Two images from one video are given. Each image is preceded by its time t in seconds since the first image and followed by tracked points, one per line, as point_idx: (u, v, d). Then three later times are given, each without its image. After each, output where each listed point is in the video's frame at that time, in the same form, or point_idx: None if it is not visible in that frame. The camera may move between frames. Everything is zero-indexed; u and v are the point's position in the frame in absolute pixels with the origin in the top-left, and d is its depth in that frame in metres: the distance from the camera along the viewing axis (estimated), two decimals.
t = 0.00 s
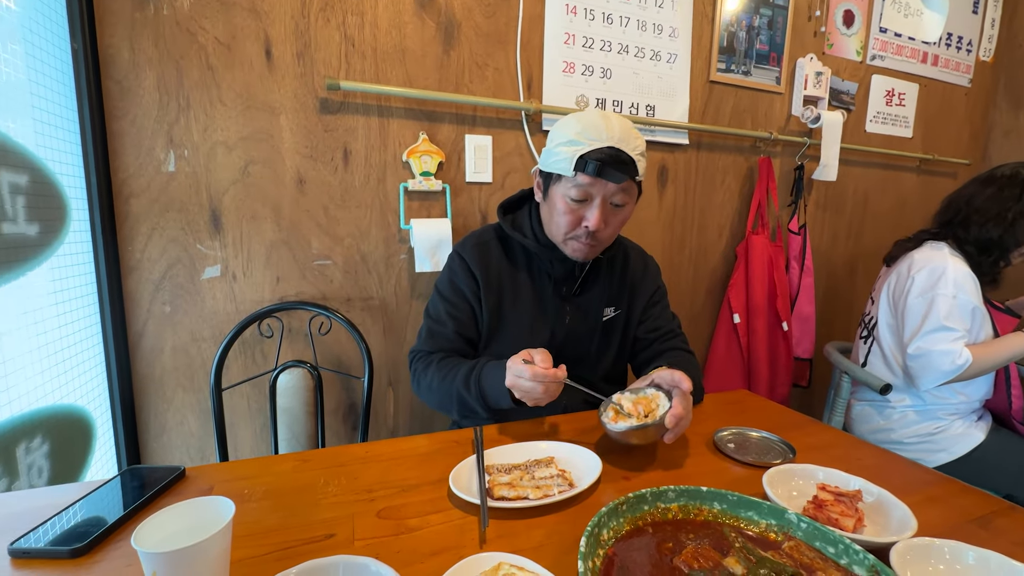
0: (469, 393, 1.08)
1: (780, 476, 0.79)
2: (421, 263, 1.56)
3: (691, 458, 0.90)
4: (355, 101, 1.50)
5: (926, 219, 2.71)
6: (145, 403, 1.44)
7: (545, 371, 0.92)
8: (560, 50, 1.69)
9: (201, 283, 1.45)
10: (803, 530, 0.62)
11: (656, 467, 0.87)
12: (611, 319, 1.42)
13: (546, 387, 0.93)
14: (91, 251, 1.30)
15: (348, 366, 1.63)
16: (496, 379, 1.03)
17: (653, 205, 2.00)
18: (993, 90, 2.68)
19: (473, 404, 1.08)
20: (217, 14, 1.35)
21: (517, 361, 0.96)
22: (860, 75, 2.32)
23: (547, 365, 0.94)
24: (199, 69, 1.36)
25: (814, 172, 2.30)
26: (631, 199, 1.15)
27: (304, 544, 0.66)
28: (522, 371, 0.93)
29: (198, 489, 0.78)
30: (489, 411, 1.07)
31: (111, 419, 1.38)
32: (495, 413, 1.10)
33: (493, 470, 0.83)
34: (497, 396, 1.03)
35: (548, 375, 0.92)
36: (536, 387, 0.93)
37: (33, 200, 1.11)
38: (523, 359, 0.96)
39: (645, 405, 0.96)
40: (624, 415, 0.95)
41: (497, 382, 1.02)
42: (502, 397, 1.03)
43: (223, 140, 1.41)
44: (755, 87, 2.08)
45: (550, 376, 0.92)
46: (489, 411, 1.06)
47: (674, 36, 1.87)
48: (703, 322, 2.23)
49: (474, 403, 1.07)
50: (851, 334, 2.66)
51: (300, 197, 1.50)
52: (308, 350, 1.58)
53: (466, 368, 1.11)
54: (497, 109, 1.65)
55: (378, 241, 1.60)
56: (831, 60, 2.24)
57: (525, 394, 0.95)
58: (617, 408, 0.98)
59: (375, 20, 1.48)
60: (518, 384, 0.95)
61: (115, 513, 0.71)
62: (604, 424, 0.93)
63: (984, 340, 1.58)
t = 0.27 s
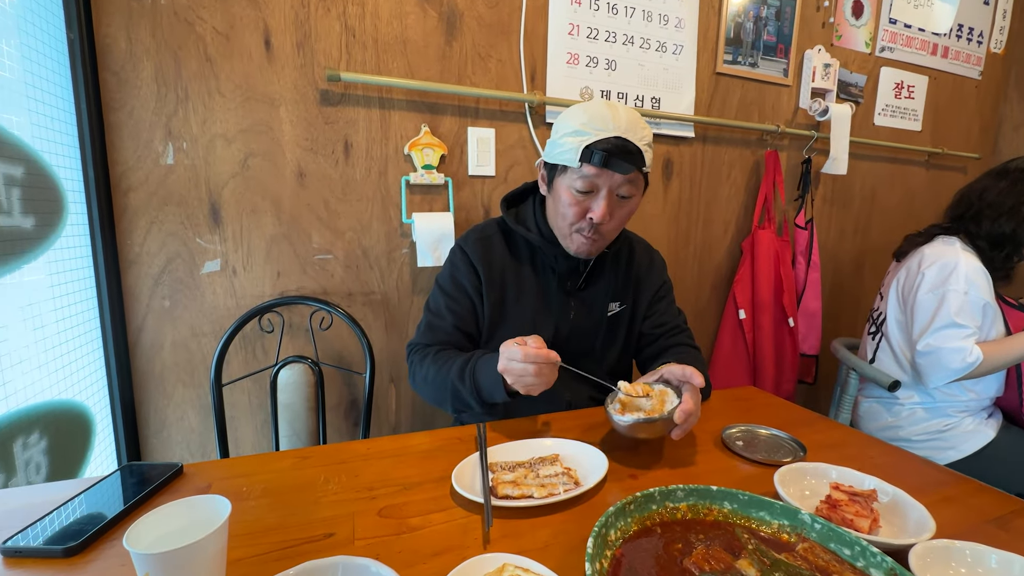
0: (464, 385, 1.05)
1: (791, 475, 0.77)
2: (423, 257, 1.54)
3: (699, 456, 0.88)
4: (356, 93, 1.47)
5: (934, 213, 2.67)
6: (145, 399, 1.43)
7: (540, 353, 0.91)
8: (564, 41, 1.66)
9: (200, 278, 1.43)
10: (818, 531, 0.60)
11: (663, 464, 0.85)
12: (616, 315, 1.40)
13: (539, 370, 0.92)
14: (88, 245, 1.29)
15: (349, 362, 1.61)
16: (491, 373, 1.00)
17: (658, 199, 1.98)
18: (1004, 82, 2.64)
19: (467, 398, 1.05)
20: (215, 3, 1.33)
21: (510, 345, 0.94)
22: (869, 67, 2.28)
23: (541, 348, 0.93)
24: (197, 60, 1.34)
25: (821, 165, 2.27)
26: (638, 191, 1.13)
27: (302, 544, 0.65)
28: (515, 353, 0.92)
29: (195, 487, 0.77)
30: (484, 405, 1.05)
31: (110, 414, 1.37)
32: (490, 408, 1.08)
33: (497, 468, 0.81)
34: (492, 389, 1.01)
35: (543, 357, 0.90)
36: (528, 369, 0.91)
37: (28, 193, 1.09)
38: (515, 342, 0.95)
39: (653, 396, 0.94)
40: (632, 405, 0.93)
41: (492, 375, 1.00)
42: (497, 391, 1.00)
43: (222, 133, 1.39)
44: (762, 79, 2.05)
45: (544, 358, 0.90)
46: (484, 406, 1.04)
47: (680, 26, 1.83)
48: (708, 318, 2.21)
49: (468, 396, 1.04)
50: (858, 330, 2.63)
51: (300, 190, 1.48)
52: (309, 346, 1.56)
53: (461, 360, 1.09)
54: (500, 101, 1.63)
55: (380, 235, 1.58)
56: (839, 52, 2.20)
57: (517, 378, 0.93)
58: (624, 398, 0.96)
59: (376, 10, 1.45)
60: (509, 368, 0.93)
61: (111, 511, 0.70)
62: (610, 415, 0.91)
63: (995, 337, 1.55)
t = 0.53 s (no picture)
0: (451, 370, 1.03)
1: (799, 474, 0.76)
2: (424, 253, 1.53)
3: (705, 454, 0.86)
4: (356, 86, 1.45)
5: (941, 209, 2.64)
6: (144, 395, 1.42)
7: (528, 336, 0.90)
8: (567, 34, 1.64)
9: (199, 273, 1.42)
10: (828, 533, 0.59)
11: (668, 463, 0.83)
12: (619, 313, 1.38)
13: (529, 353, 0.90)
14: (86, 240, 1.27)
15: (350, 358, 1.60)
16: (479, 359, 0.99)
17: (662, 194, 1.96)
18: (1013, 76, 2.60)
19: (455, 385, 1.04)
20: None
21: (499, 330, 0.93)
22: (876, 60, 2.25)
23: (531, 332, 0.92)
24: (195, 53, 1.32)
25: (827, 160, 2.24)
26: (642, 184, 1.11)
27: (300, 544, 0.63)
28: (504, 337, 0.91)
29: (192, 486, 0.76)
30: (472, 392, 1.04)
31: (110, 411, 1.36)
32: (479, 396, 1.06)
33: (499, 467, 0.79)
34: (476, 376, 1.00)
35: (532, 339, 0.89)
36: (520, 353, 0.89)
37: (24, 187, 1.08)
38: (502, 329, 0.93)
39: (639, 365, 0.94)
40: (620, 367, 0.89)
41: (480, 360, 0.99)
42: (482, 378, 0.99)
43: (220, 127, 1.37)
44: (767, 73, 2.02)
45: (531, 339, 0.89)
46: (472, 392, 1.02)
47: (684, 19, 1.81)
48: (712, 314, 2.19)
49: (456, 383, 1.03)
50: (863, 326, 2.61)
51: (300, 185, 1.46)
52: (309, 342, 1.55)
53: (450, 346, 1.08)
54: (502, 95, 1.61)
55: (380, 231, 1.56)
56: (846, 44, 2.16)
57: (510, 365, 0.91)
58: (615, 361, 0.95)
59: (376, 2, 1.43)
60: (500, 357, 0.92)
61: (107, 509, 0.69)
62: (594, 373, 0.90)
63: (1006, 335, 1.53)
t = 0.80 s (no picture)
0: (438, 340, 1.03)
1: (801, 472, 0.75)
2: (423, 249, 1.52)
3: (705, 451, 0.85)
4: (354, 81, 1.44)
5: (945, 204, 2.62)
6: (143, 392, 1.42)
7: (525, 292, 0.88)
8: (567, 27, 1.62)
9: (197, 269, 1.41)
10: (830, 531, 0.58)
11: (668, 460, 0.82)
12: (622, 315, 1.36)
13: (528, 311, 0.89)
14: (82, 236, 1.26)
15: (349, 355, 1.60)
16: (468, 324, 0.99)
17: (663, 189, 1.94)
18: (1018, 69, 2.57)
19: (443, 355, 1.03)
20: None
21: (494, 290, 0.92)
22: (880, 54, 2.23)
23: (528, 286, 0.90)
24: (191, 47, 1.31)
25: (830, 155, 2.22)
26: (649, 188, 1.09)
27: (294, 542, 0.63)
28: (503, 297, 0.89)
29: (188, 483, 0.75)
30: (460, 364, 1.03)
31: (107, 408, 1.36)
32: (467, 369, 1.05)
33: (497, 464, 0.79)
34: (466, 342, 0.99)
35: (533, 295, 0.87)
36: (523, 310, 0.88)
37: (18, 182, 1.07)
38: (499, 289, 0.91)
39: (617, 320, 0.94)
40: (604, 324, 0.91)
41: (470, 326, 0.99)
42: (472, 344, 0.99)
43: (217, 122, 1.36)
44: (770, 66, 2.00)
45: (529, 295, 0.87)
46: (459, 362, 1.02)
47: (686, 12, 1.79)
48: (713, 310, 2.18)
49: (444, 353, 1.02)
50: (865, 323, 2.60)
51: (298, 180, 1.45)
52: (308, 338, 1.54)
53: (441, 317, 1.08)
54: (502, 89, 1.59)
55: (379, 226, 1.55)
56: (849, 38, 2.14)
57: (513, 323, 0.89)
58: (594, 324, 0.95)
59: None
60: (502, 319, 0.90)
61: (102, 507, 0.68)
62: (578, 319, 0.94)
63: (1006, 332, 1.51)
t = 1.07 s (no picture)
0: (438, 326, 1.03)
1: (802, 471, 0.74)
2: (422, 246, 1.51)
3: (704, 450, 0.84)
4: (352, 76, 1.43)
5: (949, 200, 2.60)
6: (141, 389, 1.42)
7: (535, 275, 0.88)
8: (567, 22, 1.60)
9: (195, 267, 1.41)
10: (831, 532, 0.57)
11: (667, 459, 0.81)
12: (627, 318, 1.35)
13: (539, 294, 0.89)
14: (79, 234, 1.26)
15: (349, 353, 1.59)
16: (469, 307, 0.99)
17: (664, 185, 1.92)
18: None
19: (443, 341, 1.02)
20: None
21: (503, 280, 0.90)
22: (885, 48, 2.20)
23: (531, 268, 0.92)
24: (188, 42, 1.30)
25: (834, 150, 2.20)
26: (658, 193, 1.07)
27: (288, 542, 0.62)
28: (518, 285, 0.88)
29: (182, 482, 0.74)
30: (462, 350, 1.02)
31: (106, 406, 1.36)
32: (469, 355, 1.04)
33: (494, 463, 0.78)
34: (468, 326, 0.99)
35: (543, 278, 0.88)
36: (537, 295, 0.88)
37: (14, 179, 1.07)
38: (511, 278, 0.90)
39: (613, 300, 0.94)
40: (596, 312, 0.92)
41: (472, 309, 0.99)
42: (473, 326, 0.99)
43: (214, 118, 1.35)
44: (773, 61, 1.98)
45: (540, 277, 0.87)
46: (461, 347, 1.01)
47: (687, 6, 1.77)
48: (715, 307, 2.17)
49: (445, 340, 1.02)
50: (868, 320, 2.58)
51: (296, 177, 1.44)
52: (307, 336, 1.54)
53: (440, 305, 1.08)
54: (501, 84, 1.58)
55: (378, 224, 1.54)
56: (853, 32, 2.12)
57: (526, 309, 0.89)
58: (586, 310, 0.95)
59: None
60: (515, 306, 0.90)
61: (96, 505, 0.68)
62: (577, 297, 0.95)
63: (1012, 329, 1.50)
